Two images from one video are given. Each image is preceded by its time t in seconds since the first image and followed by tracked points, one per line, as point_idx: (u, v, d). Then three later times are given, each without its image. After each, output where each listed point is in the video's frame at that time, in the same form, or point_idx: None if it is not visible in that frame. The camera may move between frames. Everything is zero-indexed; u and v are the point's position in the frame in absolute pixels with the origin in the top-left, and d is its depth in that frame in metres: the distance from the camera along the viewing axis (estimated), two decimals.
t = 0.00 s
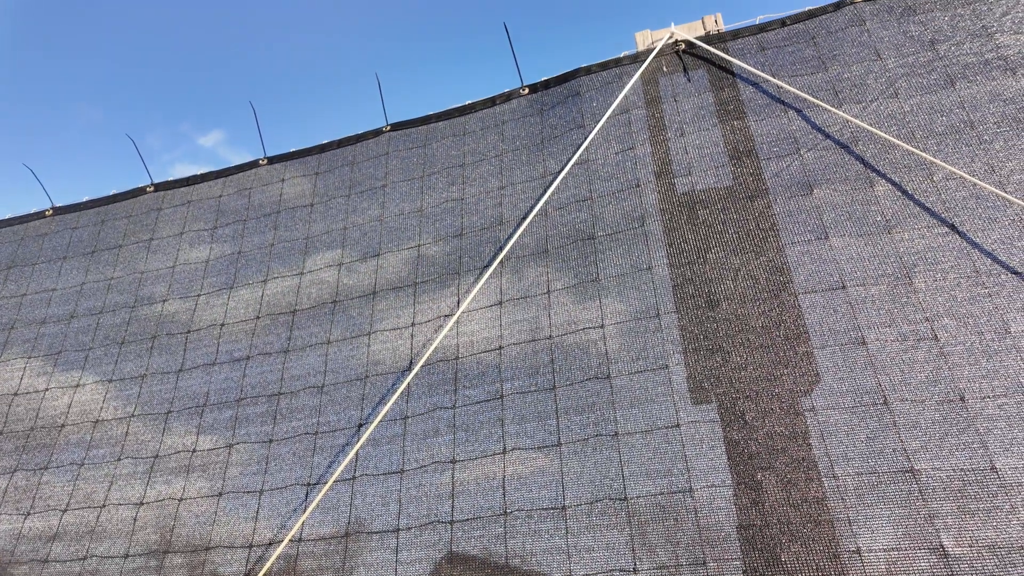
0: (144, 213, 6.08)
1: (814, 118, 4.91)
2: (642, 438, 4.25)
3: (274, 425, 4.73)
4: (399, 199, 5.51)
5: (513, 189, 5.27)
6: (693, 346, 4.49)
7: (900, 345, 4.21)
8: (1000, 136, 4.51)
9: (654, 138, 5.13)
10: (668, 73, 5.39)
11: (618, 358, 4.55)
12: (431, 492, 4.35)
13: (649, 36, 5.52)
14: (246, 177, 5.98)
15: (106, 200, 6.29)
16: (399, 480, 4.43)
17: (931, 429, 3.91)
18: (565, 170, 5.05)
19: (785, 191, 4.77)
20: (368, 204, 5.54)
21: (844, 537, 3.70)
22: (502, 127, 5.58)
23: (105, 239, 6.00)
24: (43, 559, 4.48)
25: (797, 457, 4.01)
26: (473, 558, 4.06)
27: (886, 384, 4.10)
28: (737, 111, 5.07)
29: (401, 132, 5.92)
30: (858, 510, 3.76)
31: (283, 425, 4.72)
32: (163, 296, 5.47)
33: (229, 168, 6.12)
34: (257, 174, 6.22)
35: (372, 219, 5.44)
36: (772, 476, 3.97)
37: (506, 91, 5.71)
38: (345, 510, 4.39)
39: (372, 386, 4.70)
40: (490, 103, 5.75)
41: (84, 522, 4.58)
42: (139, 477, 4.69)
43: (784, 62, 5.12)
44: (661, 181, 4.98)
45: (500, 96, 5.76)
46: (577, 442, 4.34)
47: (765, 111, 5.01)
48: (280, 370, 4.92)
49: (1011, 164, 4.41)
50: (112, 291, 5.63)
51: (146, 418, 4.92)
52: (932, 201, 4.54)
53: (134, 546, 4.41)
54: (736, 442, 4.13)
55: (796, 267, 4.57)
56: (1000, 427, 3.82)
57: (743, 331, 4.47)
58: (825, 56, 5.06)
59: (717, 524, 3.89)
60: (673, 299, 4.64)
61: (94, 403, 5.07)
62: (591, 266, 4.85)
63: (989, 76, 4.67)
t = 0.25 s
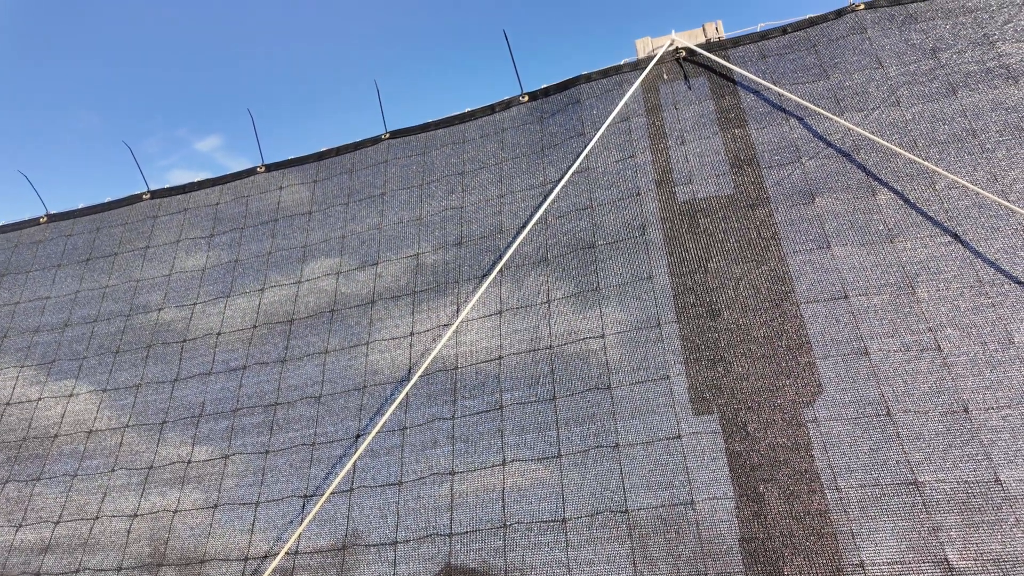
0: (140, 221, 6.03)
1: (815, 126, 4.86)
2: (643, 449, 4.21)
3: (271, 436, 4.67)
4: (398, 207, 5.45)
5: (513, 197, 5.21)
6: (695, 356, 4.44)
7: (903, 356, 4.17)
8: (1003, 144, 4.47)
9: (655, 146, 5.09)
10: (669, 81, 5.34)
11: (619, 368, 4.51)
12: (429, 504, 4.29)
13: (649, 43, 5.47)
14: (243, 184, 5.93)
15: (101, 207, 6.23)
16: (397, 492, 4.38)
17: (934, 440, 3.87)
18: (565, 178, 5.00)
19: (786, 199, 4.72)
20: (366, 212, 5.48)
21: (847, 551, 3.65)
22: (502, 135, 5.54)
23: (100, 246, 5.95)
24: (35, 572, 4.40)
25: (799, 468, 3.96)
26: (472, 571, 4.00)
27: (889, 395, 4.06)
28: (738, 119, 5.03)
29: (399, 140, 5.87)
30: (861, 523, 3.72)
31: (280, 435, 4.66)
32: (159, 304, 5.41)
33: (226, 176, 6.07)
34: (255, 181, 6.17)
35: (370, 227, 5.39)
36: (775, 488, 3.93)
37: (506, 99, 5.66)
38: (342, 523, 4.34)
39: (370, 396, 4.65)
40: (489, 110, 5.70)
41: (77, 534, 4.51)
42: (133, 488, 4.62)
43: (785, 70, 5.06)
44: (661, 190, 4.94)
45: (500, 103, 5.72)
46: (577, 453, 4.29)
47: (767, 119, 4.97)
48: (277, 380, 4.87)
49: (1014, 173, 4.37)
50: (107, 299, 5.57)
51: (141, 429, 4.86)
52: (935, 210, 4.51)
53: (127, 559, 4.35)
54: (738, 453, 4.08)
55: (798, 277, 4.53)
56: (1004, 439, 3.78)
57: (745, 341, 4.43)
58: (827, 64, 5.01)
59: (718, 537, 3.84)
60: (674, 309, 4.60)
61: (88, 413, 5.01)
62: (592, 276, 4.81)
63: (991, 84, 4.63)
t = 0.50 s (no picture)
0: (127, 225, 5.87)
1: (822, 129, 4.73)
2: (645, 463, 4.07)
3: (260, 448, 4.52)
4: (393, 212, 5.30)
5: (511, 202, 5.07)
6: (698, 367, 4.31)
7: (913, 367, 4.04)
8: (1014, 149, 4.34)
9: (656, 150, 4.95)
10: (671, 84, 5.21)
11: (620, 379, 4.37)
12: (424, 520, 4.14)
13: (651, 45, 5.33)
14: (234, 188, 5.77)
15: (87, 211, 6.07)
16: (390, 507, 4.23)
17: (945, 454, 3.74)
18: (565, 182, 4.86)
19: (792, 205, 4.59)
20: (360, 217, 5.33)
21: (856, 570, 3.52)
22: (500, 139, 5.40)
23: (86, 252, 5.78)
24: None
25: (807, 483, 3.83)
26: None
27: (899, 408, 3.93)
28: (742, 122, 4.89)
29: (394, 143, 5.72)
30: (871, 541, 3.58)
31: (269, 448, 4.51)
32: (145, 312, 5.25)
33: (216, 179, 5.91)
34: (246, 185, 6.02)
35: (363, 233, 5.23)
36: (781, 504, 3.79)
37: (504, 101, 5.52)
38: (333, 539, 4.18)
39: (362, 407, 4.50)
40: (487, 113, 5.56)
41: (57, 552, 4.34)
42: (116, 503, 4.46)
43: (791, 72, 4.92)
44: (663, 194, 4.81)
45: (497, 106, 5.58)
46: (577, 467, 4.14)
47: (771, 123, 4.84)
48: (267, 391, 4.71)
49: None
50: (93, 306, 5.41)
51: (126, 441, 4.70)
52: (944, 216, 4.38)
53: None
54: (743, 467, 3.94)
55: (804, 285, 4.40)
56: (1017, 453, 3.65)
57: (749, 351, 4.30)
58: (833, 67, 4.87)
59: (723, 555, 3.70)
60: (677, 318, 4.46)
61: (71, 424, 4.85)
62: (592, 283, 4.67)
63: (1001, 88, 4.50)
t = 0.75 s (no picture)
0: (125, 232, 5.87)
1: (817, 139, 4.75)
2: (641, 471, 4.08)
3: (256, 456, 4.52)
4: (390, 219, 5.30)
5: (508, 210, 5.07)
6: (694, 375, 4.32)
7: (907, 375, 4.05)
8: (1007, 159, 4.36)
9: (653, 158, 4.97)
10: (667, 93, 5.22)
11: (616, 387, 4.38)
12: (420, 528, 4.15)
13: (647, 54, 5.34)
14: (231, 196, 5.78)
15: (85, 218, 6.08)
16: (387, 515, 4.23)
17: (939, 463, 3.75)
18: (561, 191, 4.87)
19: (788, 214, 4.60)
20: (357, 224, 5.33)
21: None
22: (497, 147, 5.41)
23: (83, 259, 5.79)
24: None
25: (802, 492, 3.84)
26: None
27: (894, 416, 3.95)
28: (738, 131, 4.91)
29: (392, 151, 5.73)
30: (866, 549, 3.59)
31: (266, 456, 4.51)
32: (142, 319, 5.25)
33: (214, 187, 5.91)
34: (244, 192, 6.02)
35: (361, 240, 5.24)
36: (777, 512, 3.80)
37: (501, 110, 5.54)
38: (330, 547, 4.18)
39: (359, 415, 4.50)
40: (485, 121, 5.57)
41: (52, 559, 4.34)
42: (112, 511, 4.46)
43: (786, 82, 4.93)
44: (660, 203, 4.82)
45: (495, 114, 5.59)
46: (573, 476, 4.15)
47: (767, 132, 4.85)
48: (264, 398, 4.72)
49: (1019, 188, 4.26)
50: (90, 313, 5.42)
51: (122, 449, 4.71)
52: (939, 225, 4.40)
53: None
54: (739, 476, 3.96)
55: (800, 293, 4.41)
56: (1011, 461, 3.66)
57: (745, 359, 4.32)
58: (829, 76, 4.88)
59: (719, 563, 3.70)
60: (673, 326, 4.48)
61: (67, 432, 4.85)
62: (589, 291, 4.68)
63: (995, 98, 4.52)
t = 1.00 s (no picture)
0: (121, 239, 5.87)
1: (811, 147, 4.77)
2: (636, 479, 4.09)
3: (252, 463, 4.53)
4: (387, 226, 5.30)
5: (505, 217, 5.08)
6: (689, 383, 4.34)
7: (901, 384, 4.07)
8: (1000, 168, 4.39)
9: (648, 166, 4.99)
10: (663, 101, 5.23)
11: (611, 395, 4.39)
12: (415, 535, 4.15)
13: (643, 63, 5.34)
14: (228, 202, 5.78)
15: (82, 225, 6.07)
16: (382, 523, 4.23)
17: (933, 471, 3.77)
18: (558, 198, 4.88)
19: (782, 223, 4.62)
20: (353, 231, 5.33)
21: None
22: (493, 154, 5.42)
23: (79, 265, 5.79)
24: None
25: (796, 499, 3.85)
26: None
27: (888, 424, 3.96)
28: (733, 140, 4.92)
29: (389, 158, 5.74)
30: (860, 557, 3.60)
31: (261, 463, 4.52)
32: (138, 325, 5.25)
33: (211, 193, 5.92)
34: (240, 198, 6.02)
35: (357, 247, 5.24)
36: (771, 520, 3.81)
37: (498, 117, 5.55)
38: (325, 555, 4.18)
39: (354, 423, 4.51)
40: (481, 129, 5.58)
41: (46, 567, 4.32)
42: (106, 518, 4.46)
43: (781, 91, 4.95)
44: (655, 211, 4.83)
45: (491, 121, 5.60)
46: (568, 483, 4.16)
47: (762, 140, 4.87)
48: (259, 405, 4.73)
49: (1011, 198, 4.29)
50: (85, 319, 5.41)
51: (117, 455, 4.70)
52: (932, 234, 4.42)
53: None
54: (734, 483, 3.97)
55: (794, 301, 4.43)
56: (1004, 469, 3.68)
57: (740, 367, 4.33)
58: (823, 85, 4.89)
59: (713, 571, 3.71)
60: (668, 334, 4.49)
61: (62, 438, 4.84)
62: (585, 299, 4.69)
63: (987, 107, 4.54)
